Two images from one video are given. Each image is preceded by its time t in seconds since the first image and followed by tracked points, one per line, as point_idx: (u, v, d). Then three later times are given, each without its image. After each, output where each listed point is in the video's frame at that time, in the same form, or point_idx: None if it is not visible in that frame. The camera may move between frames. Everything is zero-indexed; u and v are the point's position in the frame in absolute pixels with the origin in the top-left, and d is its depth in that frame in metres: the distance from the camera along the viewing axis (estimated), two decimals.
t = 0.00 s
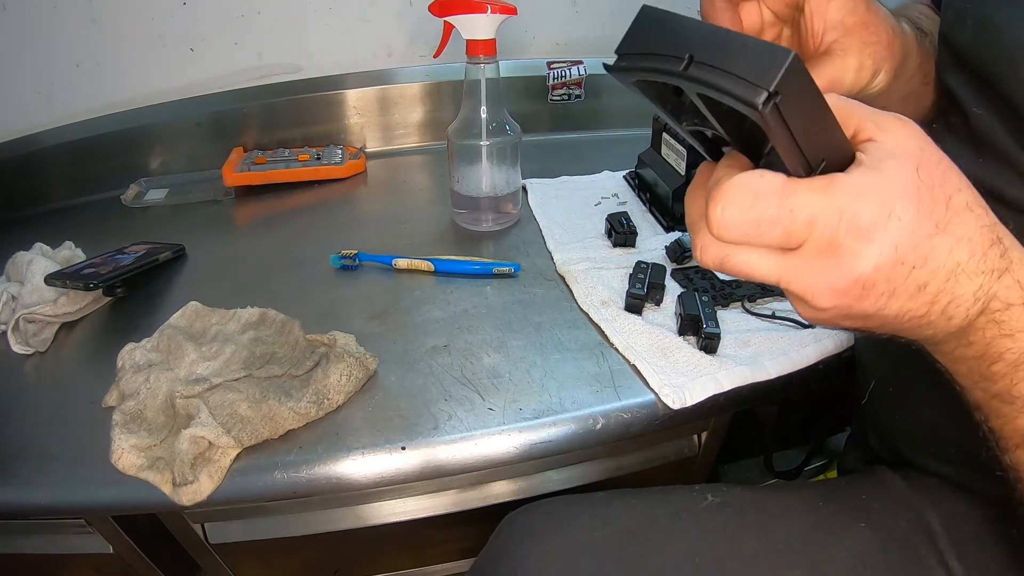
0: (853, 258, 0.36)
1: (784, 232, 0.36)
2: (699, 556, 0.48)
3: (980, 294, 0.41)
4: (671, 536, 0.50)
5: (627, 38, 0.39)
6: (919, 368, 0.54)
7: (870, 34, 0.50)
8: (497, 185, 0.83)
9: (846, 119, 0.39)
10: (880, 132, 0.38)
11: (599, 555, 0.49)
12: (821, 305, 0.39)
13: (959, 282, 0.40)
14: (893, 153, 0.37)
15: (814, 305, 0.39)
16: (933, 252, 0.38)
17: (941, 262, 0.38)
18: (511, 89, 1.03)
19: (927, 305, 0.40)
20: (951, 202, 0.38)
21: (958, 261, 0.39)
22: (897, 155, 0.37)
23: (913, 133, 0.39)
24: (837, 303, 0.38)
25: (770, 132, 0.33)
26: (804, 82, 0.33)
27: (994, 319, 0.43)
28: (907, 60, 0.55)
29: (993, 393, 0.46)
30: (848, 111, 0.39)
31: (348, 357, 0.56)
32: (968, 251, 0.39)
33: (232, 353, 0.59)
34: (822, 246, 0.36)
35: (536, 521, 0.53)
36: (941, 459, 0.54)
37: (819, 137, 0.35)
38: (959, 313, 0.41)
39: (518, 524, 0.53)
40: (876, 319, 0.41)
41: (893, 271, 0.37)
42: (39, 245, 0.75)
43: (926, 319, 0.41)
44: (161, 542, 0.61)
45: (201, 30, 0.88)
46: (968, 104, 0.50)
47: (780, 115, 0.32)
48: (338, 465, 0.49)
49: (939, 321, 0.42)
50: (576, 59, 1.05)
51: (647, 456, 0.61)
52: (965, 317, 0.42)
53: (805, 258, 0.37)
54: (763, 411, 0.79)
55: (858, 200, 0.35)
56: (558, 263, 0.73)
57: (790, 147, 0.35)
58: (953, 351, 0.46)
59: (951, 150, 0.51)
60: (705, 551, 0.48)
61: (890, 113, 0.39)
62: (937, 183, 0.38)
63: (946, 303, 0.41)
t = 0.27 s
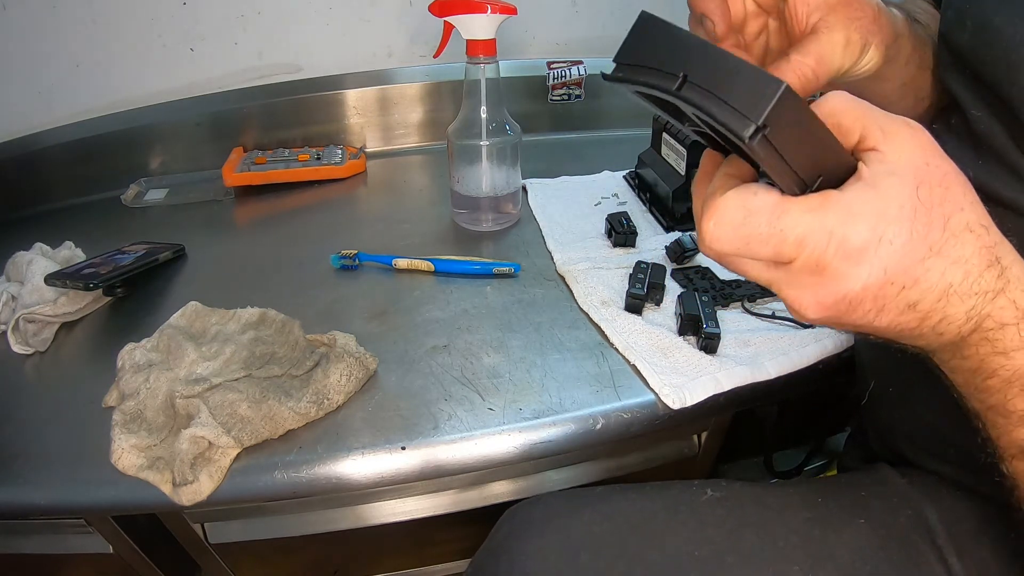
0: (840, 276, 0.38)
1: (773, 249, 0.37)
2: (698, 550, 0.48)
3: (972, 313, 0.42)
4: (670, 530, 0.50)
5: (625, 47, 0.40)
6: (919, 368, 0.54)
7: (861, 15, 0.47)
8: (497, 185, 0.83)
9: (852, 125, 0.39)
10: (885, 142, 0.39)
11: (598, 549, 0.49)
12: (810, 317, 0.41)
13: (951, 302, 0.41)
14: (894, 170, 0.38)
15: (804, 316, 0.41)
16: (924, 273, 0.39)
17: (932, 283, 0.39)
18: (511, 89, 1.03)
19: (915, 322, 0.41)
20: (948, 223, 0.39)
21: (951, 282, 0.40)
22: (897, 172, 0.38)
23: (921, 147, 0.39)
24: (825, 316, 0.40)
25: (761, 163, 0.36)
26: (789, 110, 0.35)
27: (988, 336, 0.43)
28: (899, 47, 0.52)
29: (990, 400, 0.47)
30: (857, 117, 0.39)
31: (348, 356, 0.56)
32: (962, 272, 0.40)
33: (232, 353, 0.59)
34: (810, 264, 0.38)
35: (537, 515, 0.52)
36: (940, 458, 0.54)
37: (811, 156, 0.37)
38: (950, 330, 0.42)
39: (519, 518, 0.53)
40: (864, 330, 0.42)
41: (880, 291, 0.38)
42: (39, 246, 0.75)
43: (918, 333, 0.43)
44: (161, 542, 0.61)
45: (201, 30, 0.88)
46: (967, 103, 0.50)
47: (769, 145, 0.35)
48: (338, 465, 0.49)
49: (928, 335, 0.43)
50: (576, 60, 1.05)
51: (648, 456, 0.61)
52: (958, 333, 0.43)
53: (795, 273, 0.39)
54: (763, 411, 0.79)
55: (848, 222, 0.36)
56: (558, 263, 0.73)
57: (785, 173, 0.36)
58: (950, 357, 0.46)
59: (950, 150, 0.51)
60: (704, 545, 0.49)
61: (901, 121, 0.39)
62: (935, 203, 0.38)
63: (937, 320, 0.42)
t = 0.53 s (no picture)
0: (816, 309, 0.41)
1: (750, 289, 0.43)
2: (699, 548, 0.48)
3: (963, 328, 0.43)
4: (670, 527, 0.50)
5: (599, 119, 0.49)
6: (918, 368, 0.54)
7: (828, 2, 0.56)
8: (497, 185, 0.83)
9: (835, 140, 0.39)
10: (865, 165, 0.39)
11: (599, 547, 0.49)
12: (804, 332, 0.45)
13: (939, 318, 0.42)
14: (868, 200, 0.39)
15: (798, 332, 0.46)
16: (903, 299, 0.41)
17: (914, 305, 0.41)
18: (511, 89, 1.03)
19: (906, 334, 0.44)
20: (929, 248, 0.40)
21: (934, 303, 0.41)
22: (872, 202, 0.39)
23: (904, 168, 0.39)
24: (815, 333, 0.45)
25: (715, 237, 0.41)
26: (723, 197, 0.38)
27: (982, 347, 0.44)
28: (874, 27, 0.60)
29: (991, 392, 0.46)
30: (837, 137, 0.39)
31: (348, 356, 0.56)
32: (946, 293, 0.41)
33: (232, 353, 0.59)
34: (787, 300, 0.42)
35: (538, 513, 0.52)
36: (941, 458, 0.54)
37: (766, 211, 0.40)
38: (943, 339, 0.44)
39: (517, 515, 0.53)
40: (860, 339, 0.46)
41: (860, 317, 0.41)
42: (39, 245, 0.75)
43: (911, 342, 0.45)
44: (161, 542, 0.61)
45: (201, 30, 0.88)
46: (967, 103, 0.50)
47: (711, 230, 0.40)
48: (338, 465, 0.49)
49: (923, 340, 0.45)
50: (576, 59, 1.05)
51: (648, 456, 0.61)
52: (951, 342, 0.44)
53: (779, 304, 0.43)
54: (762, 411, 0.79)
55: (814, 265, 0.39)
56: (558, 263, 0.73)
57: (740, 235, 0.41)
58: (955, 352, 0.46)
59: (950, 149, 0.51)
60: (704, 543, 0.49)
61: (887, 137, 0.39)
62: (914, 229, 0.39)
63: (928, 331, 0.43)
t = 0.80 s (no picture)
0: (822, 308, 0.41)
1: (755, 291, 0.43)
2: (700, 547, 0.48)
3: (970, 324, 0.43)
4: (671, 526, 0.50)
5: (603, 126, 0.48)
6: (915, 369, 0.55)
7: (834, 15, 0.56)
8: (497, 185, 0.83)
9: (835, 140, 0.39)
10: (867, 163, 0.39)
11: (600, 547, 0.49)
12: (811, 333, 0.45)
13: (946, 314, 0.42)
14: (870, 198, 0.39)
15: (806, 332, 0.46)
16: (909, 296, 0.40)
17: (920, 303, 0.41)
18: (511, 89, 1.03)
19: (912, 332, 0.44)
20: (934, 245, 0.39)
21: (941, 300, 0.41)
22: (874, 199, 0.39)
23: (906, 165, 0.39)
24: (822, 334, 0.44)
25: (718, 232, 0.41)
26: (725, 191, 0.38)
27: (989, 344, 0.44)
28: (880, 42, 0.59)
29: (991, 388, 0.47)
30: (838, 137, 0.39)
31: (348, 356, 0.56)
32: (951, 289, 0.41)
33: (232, 353, 0.59)
34: (792, 300, 0.42)
35: (540, 513, 0.53)
36: (941, 458, 0.54)
37: (768, 206, 0.40)
38: (951, 336, 0.44)
39: (517, 516, 0.53)
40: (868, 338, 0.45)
41: (866, 316, 0.41)
42: (39, 246, 0.75)
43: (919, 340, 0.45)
44: (161, 542, 0.61)
45: (201, 30, 0.88)
46: (967, 103, 0.50)
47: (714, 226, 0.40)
48: (338, 465, 0.49)
49: (929, 339, 0.45)
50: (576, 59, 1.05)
51: (648, 456, 0.62)
52: (959, 339, 0.44)
53: (784, 305, 0.43)
54: (763, 411, 0.79)
55: (819, 263, 0.39)
56: (558, 263, 0.73)
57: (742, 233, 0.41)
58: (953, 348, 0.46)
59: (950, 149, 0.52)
60: (705, 542, 0.49)
61: (887, 135, 0.39)
62: (917, 225, 0.39)
63: (935, 329, 0.43)
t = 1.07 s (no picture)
0: (840, 289, 0.39)
1: (770, 276, 0.40)
2: (701, 547, 0.48)
3: (980, 307, 0.42)
4: (671, 526, 0.50)
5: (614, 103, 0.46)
6: (916, 370, 0.55)
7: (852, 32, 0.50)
8: (497, 185, 0.83)
9: (836, 138, 0.39)
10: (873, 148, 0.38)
11: (600, 546, 0.49)
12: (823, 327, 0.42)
13: (957, 296, 0.40)
14: (879, 180, 0.38)
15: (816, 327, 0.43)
16: (924, 275, 0.39)
17: (935, 283, 0.39)
18: (511, 89, 1.03)
19: (923, 320, 0.42)
20: (943, 222, 0.38)
21: (953, 279, 0.39)
22: (883, 180, 0.38)
23: (908, 149, 0.39)
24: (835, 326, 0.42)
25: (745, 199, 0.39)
26: (759, 146, 0.37)
27: (993, 328, 0.43)
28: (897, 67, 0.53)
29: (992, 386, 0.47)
30: (838, 131, 0.39)
31: (348, 357, 0.56)
32: (963, 268, 0.39)
33: (232, 353, 0.59)
34: (809, 284, 0.39)
35: (540, 513, 0.53)
36: (941, 459, 0.54)
37: (790, 178, 0.39)
38: (960, 322, 0.42)
39: (517, 515, 0.53)
40: (878, 331, 0.43)
41: (883, 299, 0.39)
42: (39, 246, 0.75)
43: (928, 329, 0.43)
44: (161, 542, 0.61)
45: (201, 30, 0.88)
46: (968, 102, 0.50)
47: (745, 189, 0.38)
48: (338, 465, 0.49)
49: (937, 330, 0.43)
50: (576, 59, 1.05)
51: (648, 456, 0.62)
52: (967, 325, 0.43)
53: (798, 294, 0.41)
54: (763, 411, 0.79)
55: (836, 240, 0.37)
56: (558, 262, 0.73)
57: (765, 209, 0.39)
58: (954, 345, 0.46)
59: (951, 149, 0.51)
60: (706, 542, 0.49)
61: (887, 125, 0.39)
62: (925, 204, 0.38)
63: (944, 315, 0.42)
